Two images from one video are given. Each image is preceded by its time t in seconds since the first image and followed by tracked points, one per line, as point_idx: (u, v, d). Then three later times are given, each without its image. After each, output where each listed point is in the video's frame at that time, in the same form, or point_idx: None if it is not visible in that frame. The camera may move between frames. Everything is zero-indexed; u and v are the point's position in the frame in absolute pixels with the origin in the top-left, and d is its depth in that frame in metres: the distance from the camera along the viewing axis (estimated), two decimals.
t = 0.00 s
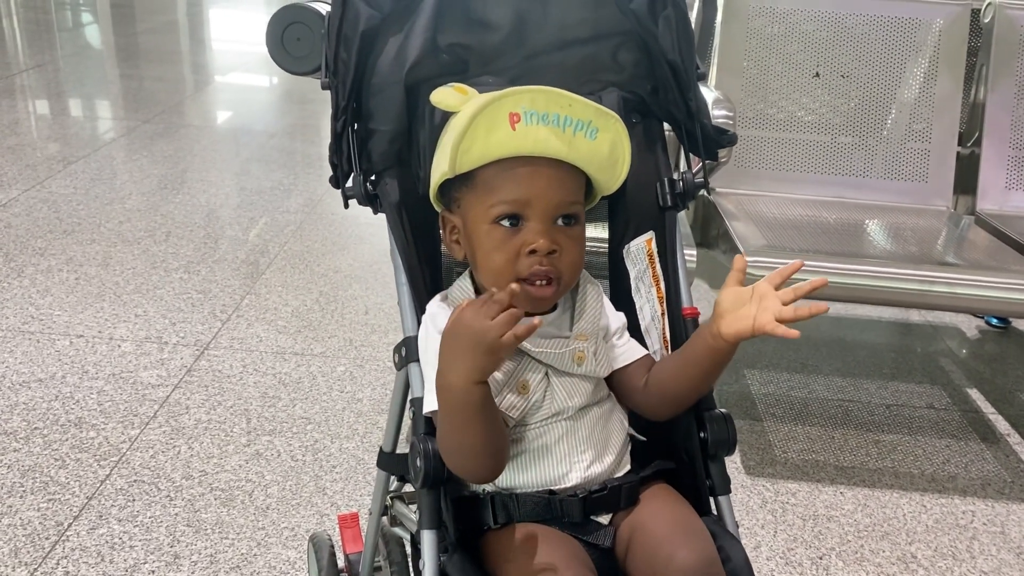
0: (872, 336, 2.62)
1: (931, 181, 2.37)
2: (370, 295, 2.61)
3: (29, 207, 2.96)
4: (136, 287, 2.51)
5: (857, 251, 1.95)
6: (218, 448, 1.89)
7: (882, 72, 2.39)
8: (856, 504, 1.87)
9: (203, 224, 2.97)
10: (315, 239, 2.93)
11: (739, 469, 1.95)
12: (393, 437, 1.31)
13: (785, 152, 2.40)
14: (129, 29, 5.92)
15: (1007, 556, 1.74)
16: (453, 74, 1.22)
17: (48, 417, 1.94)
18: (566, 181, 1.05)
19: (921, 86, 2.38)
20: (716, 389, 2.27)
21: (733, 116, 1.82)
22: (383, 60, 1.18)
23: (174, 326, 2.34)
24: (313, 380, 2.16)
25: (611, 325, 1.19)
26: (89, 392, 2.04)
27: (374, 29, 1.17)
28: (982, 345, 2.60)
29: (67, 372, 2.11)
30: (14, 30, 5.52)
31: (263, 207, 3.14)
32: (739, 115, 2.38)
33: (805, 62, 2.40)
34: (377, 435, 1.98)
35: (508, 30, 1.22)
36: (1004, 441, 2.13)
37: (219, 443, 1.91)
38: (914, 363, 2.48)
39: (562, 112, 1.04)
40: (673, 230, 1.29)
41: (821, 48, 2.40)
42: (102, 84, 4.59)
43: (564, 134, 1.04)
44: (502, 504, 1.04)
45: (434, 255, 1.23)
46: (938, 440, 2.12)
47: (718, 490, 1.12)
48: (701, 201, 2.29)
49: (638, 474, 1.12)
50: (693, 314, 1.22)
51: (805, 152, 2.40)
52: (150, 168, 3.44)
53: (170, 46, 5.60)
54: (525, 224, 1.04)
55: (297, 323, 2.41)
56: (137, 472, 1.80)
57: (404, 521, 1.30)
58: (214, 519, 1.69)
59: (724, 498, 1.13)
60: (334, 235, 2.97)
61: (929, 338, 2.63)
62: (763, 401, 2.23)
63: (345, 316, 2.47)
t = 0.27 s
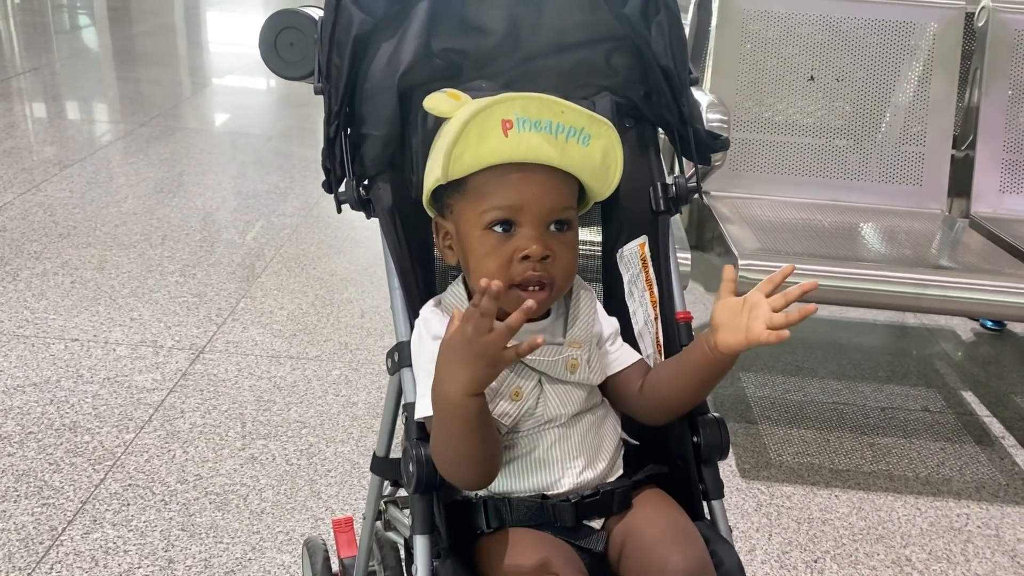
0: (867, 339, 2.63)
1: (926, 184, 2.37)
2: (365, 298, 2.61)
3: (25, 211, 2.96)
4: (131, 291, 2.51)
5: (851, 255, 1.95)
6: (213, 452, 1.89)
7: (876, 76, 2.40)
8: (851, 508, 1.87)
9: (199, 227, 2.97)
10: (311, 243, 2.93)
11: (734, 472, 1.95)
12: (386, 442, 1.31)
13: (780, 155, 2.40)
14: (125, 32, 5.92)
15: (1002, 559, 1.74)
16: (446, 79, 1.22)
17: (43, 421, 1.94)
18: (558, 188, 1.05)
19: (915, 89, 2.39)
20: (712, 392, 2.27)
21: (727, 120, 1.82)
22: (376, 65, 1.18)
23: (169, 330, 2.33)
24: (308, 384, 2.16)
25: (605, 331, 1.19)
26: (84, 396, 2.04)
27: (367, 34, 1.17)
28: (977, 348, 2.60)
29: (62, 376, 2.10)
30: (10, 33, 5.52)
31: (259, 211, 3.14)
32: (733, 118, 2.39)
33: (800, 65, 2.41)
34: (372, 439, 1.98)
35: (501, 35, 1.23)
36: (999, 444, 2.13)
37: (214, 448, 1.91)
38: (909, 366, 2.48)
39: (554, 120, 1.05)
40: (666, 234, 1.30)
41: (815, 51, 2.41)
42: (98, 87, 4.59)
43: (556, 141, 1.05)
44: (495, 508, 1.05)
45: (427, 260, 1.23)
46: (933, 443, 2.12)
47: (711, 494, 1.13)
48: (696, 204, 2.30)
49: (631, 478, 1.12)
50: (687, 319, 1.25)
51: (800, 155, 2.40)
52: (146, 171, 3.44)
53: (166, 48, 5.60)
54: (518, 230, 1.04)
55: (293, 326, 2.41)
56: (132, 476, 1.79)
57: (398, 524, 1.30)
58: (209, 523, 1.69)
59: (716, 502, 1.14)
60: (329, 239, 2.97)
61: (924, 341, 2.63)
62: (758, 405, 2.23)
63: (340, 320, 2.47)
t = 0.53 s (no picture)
0: (865, 339, 2.63)
1: (923, 185, 2.37)
2: (363, 299, 2.61)
3: (22, 213, 2.95)
4: (128, 292, 2.51)
5: (849, 255, 1.95)
6: (211, 454, 1.89)
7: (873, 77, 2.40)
8: (849, 508, 1.87)
9: (197, 229, 2.96)
10: (308, 244, 2.92)
11: (732, 473, 1.95)
12: (384, 444, 1.30)
13: (778, 156, 2.40)
14: (123, 33, 5.91)
15: (1000, 560, 1.74)
16: (445, 80, 1.22)
17: (40, 423, 1.94)
18: (555, 187, 1.05)
19: (912, 90, 2.39)
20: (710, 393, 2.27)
21: (725, 121, 1.82)
22: (374, 65, 1.18)
23: (166, 331, 2.33)
24: (305, 386, 2.16)
25: (602, 331, 1.19)
26: (81, 397, 2.03)
27: (365, 34, 1.17)
28: (975, 349, 2.60)
29: (60, 378, 2.10)
30: (7, 35, 5.51)
31: (256, 212, 3.14)
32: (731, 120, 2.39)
33: (797, 66, 2.41)
34: (370, 440, 1.98)
35: (499, 36, 1.23)
36: (997, 445, 2.13)
37: (212, 449, 1.90)
38: (907, 367, 2.48)
39: (550, 118, 1.05)
40: (665, 234, 1.30)
41: (813, 52, 2.41)
42: (95, 88, 4.58)
43: (553, 139, 1.05)
44: (493, 509, 1.05)
45: (425, 261, 1.23)
46: (931, 444, 2.12)
47: (710, 494, 1.13)
48: (695, 206, 2.30)
49: (630, 479, 1.13)
50: (685, 319, 1.24)
51: (798, 156, 2.40)
52: (143, 173, 3.43)
53: (163, 50, 5.60)
54: (515, 229, 1.04)
55: (291, 327, 2.41)
56: (129, 478, 1.79)
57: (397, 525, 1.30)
58: (206, 525, 1.69)
59: (716, 503, 1.14)
60: (327, 240, 2.97)
61: (922, 342, 2.63)
62: (756, 405, 2.23)
63: (338, 321, 2.47)
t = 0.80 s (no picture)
0: (862, 341, 2.63)
1: (920, 186, 2.38)
2: (361, 301, 2.60)
3: (18, 214, 2.95)
4: (126, 294, 2.50)
5: (846, 257, 1.95)
6: (208, 456, 1.89)
7: (870, 79, 2.41)
8: (847, 509, 1.87)
9: (194, 230, 2.96)
10: (306, 246, 2.92)
11: (730, 474, 1.95)
12: (383, 445, 1.30)
13: (775, 158, 2.40)
14: (120, 35, 5.91)
15: (998, 561, 1.74)
16: (443, 81, 1.22)
17: (36, 425, 1.93)
18: (555, 188, 1.05)
19: (909, 92, 2.39)
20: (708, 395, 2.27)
21: (723, 122, 1.82)
22: (372, 67, 1.18)
23: (164, 333, 2.33)
24: (303, 388, 2.16)
25: (600, 332, 1.19)
26: (78, 399, 2.03)
27: (363, 36, 1.17)
28: (971, 350, 2.61)
29: (57, 380, 2.09)
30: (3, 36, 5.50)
31: (253, 214, 3.14)
32: (729, 121, 2.39)
33: (795, 67, 2.41)
34: (367, 443, 1.97)
35: (497, 38, 1.23)
36: (994, 446, 2.13)
37: (209, 451, 1.90)
38: (904, 368, 2.49)
39: (551, 120, 1.05)
40: (663, 236, 1.30)
41: (810, 54, 2.41)
42: (92, 90, 4.57)
43: (553, 141, 1.04)
44: (492, 511, 1.04)
45: (423, 263, 1.22)
46: (928, 446, 2.12)
47: (709, 496, 1.14)
48: (692, 207, 2.30)
49: (629, 481, 1.13)
50: (683, 320, 1.25)
51: (795, 157, 2.40)
52: (140, 174, 3.43)
53: (161, 51, 5.59)
54: (514, 230, 1.04)
55: (288, 329, 2.40)
56: (126, 480, 1.79)
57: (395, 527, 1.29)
58: (204, 527, 1.68)
59: (714, 504, 1.14)
60: (324, 242, 2.97)
61: (919, 343, 2.63)
62: (754, 407, 2.23)
63: (336, 323, 2.47)
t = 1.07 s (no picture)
0: (858, 343, 2.64)
1: (917, 189, 2.38)
2: (358, 304, 2.60)
3: (15, 216, 2.94)
4: (122, 296, 2.50)
5: (843, 260, 1.96)
6: (205, 459, 1.88)
7: (867, 81, 2.41)
8: (844, 512, 1.87)
9: (191, 232, 2.95)
10: (302, 248, 2.92)
11: (727, 477, 1.95)
12: (381, 447, 1.30)
13: (772, 160, 2.41)
14: (116, 36, 5.90)
15: (994, 563, 1.75)
16: (441, 85, 1.22)
17: (33, 428, 1.93)
18: (558, 193, 1.05)
19: (905, 95, 2.40)
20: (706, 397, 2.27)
21: (720, 125, 1.83)
22: (371, 70, 1.18)
23: (161, 336, 2.32)
24: (300, 390, 2.16)
25: (599, 335, 1.19)
26: (75, 402, 2.03)
27: (361, 39, 1.18)
28: (968, 352, 2.62)
29: (53, 382, 2.09)
30: None
31: (251, 216, 3.14)
32: (726, 124, 2.40)
33: (792, 70, 2.42)
34: (365, 445, 1.97)
35: (496, 41, 1.23)
36: (990, 448, 2.14)
37: (207, 454, 1.90)
38: (900, 370, 2.49)
39: (556, 125, 1.05)
40: (660, 239, 1.29)
41: (807, 57, 2.42)
42: (89, 91, 4.57)
43: (558, 146, 1.04)
44: (491, 515, 1.05)
45: (421, 267, 1.23)
46: (925, 448, 2.13)
47: (706, 499, 1.13)
48: (690, 210, 2.30)
49: (627, 484, 1.13)
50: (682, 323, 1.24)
51: (792, 160, 2.41)
52: (136, 176, 3.42)
53: (157, 53, 5.59)
54: (519, 234, 1.04)
55: (285, 331, 2.40)
56: (124, 483, 1.78)
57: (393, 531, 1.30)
58: (201, 530, 1.68)
59: (712, 508, 1.14)
60: (321, 244, 2.97)
61: (915, 345, 2.64)
62: (751, 409, 2.24)
63: (333, 325, 2.46)
